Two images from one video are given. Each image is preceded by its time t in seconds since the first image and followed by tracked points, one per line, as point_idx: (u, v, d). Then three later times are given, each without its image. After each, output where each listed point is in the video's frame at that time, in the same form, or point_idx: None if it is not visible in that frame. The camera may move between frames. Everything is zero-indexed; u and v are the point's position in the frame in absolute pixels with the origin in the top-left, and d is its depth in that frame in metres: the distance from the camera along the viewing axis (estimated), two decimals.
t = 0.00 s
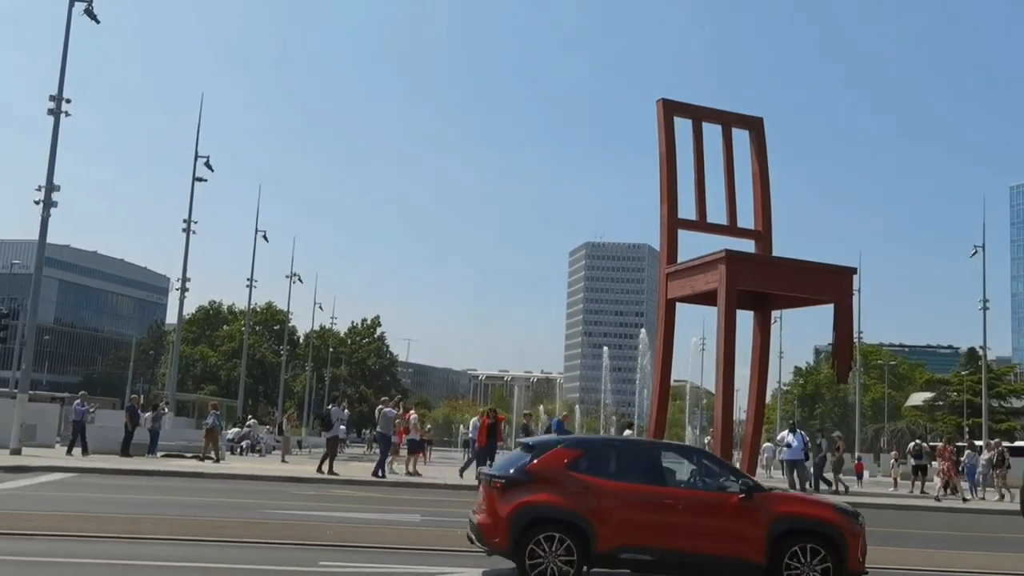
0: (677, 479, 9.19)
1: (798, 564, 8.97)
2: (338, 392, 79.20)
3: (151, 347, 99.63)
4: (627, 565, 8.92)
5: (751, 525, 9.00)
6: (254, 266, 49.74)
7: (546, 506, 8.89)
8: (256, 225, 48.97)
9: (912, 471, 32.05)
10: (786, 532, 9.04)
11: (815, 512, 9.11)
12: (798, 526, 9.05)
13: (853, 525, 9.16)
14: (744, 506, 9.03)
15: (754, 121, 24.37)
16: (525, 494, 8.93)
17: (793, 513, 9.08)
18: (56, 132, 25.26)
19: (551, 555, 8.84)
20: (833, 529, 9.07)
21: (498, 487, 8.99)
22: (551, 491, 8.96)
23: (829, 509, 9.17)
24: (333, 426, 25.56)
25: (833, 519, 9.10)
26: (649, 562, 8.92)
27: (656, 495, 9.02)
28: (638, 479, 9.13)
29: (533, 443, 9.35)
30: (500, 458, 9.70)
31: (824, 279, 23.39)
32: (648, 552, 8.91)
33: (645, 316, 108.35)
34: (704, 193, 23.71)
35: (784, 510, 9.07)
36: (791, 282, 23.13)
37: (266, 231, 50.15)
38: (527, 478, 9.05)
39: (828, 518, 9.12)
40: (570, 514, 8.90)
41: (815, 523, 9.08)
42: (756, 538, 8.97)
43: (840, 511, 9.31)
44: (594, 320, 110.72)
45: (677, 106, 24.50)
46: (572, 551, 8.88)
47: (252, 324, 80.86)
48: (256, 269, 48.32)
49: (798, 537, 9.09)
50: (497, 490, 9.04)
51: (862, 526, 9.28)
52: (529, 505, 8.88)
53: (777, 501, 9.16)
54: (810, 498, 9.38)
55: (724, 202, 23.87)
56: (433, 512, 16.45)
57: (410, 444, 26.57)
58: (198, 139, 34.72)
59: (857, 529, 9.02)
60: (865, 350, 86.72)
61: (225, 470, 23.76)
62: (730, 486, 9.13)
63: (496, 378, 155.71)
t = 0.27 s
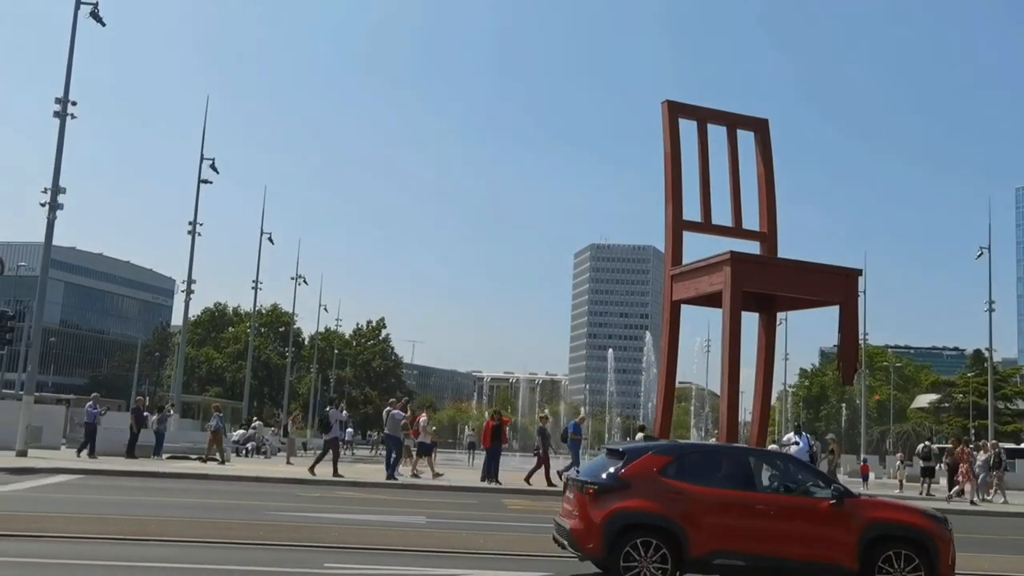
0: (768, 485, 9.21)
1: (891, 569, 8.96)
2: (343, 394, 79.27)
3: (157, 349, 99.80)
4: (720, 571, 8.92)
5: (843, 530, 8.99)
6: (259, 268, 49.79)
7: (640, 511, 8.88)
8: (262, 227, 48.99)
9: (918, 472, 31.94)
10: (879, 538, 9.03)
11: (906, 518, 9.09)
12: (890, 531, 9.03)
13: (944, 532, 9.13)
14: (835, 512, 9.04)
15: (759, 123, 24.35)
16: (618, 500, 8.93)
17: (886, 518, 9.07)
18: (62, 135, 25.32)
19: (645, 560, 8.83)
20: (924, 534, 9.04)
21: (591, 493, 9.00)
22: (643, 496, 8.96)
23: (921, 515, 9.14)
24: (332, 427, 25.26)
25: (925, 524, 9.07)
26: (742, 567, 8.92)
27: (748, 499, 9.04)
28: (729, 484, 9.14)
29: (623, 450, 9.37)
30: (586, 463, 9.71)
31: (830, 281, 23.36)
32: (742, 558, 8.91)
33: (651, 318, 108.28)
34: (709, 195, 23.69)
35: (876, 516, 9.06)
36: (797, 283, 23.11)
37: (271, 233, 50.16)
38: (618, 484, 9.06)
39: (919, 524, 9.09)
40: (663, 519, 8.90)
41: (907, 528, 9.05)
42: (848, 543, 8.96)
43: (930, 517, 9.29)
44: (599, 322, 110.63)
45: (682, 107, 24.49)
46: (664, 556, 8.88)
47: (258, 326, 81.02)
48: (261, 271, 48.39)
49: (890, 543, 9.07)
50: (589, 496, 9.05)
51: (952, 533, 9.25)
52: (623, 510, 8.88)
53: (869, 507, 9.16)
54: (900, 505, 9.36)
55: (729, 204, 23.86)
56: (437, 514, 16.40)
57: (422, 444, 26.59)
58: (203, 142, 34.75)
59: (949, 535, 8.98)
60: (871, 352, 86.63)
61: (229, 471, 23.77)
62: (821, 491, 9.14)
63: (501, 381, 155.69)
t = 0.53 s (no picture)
0: (844, 488, 9.32)
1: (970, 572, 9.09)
2: (344, 395, 79.23)
3: (158, 351, 99.81)
4: None
5: (922, 534, 9.11)
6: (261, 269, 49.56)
7: (722, 516, 8.94)
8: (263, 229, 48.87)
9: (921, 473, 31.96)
10: (958, 543, 9.13)
11: (985, 522, 9.19)
12: (970, 536, 9.13)
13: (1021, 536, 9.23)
14: (914, 516, 9.15)
15: (761, 124, 24.35)
16: (699, 505, 8.98)
17: (965, 523, 9.16)
18: (63, 136, 25.32)
19: (726, 564, 8.91)
20: (1004, 539, 9.13)
21: (670, 498, 9.07)
22: (724, 502, 9.02)
23: (1000, 520, 9.23)
24: (323, 429, 24.95)
25: (1004, 529, 9.15)
26: (823, 571, 9.03)
27: (827, 504, 9.14)
28: (807, 489, 9.22)
29: (701, 454, 9.40)
30: (660, 468, 9.74)
31: (831, 282, 23.34)
32: (823, 562, 9.02)
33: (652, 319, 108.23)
34: (711, 196, 23.70)
35: (955, 520, 9.16)
36: (798, 286, 23.11)
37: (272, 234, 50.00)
38: (698, 488, 9.11)
39: (998, 529, 9.18)
40: (745, 524, 8.97)
41: (986, 533, 9.15)
42: (928, 548, 9.08)
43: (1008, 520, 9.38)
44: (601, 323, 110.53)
45: (683, 108, 24.49)
46: (746, 560, 8.97)
47: (259, 327, 81.08)
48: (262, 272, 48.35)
49: (969, 548, 9.18)
50: (670, 501, 9.10)
51: None
52: (704, 515, 8.94)
53: (947, 511, 9.26)
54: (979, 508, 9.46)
55: (731, 204, 23.86)
56: (439, 515, 16.40)
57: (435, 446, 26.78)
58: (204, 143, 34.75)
59: None
60: (873, 352, 86.76)
61: (229, 472, 23.77)
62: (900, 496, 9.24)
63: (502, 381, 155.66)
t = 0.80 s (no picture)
0: (905, 489, 9.42)
1: None
2: (335, 395, 79.17)
3: (147, 350, 99.49)
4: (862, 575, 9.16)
5: (982, 533, 9.26)
6: (250, 268, 49.35)
7: (787, 519, 9.04)
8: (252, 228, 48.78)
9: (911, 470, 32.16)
10: (1017, 542, 9.30)
11: None
12: None
13: None
14: (973, 516, 9.30)
15: (750, 123, 24.44)
16: (764, 507, 9.05)
17: None
18: (51, 135, 25.22)
19: (792, 565, 9.00)
20: None
21: (735, 501, 9.11)
22: (787, 503, 9.10)
23: None
24: (309, 427, 24.93)
25: None
26: (884, 570, 9.18)
27: (888, 505, 9.24)
28: (870, 491, 9.32)
29: (762, 456, 9.44)
30: (717, 470, 9.77)
31: (820, 280, 23.46)
32: (885, 562, 9.16)
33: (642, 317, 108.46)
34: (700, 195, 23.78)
35: (1015, 520, 9.33)
36: (788, 284, 23.21)
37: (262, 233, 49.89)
38: (761, 490, 9.17)
39: None
40: (810, 525, 9.07)
41: None
42: (988, 548, 9.24)
43: None
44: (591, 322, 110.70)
45: (672, 107, 24.58)
46: (810, 561, 9.06)
47: (249, 326, 80.94)
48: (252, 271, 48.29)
49: None
50: (733, 503, 9.15)
51: None
52: (770, 517, 9.02)
53: (1005, 510, 9.42)
54: None
55: (720, 203, 23.95)
56: (430, 514, 16.42)
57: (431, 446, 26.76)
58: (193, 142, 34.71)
59: None
60: (861, 350, 87.26)
61: (220, 472, 23.75)
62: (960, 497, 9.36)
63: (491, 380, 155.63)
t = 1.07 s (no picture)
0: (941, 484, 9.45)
1: None
2: (305, 391, 78.73)
3: (114, 347, 98.46)
4: (898, 569, 9.24)
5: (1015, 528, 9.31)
6: (220, 263, 48.96)
7: (828, 514, 9.16)
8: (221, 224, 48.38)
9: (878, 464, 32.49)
10: None
11: None
12: None
13: None
14: (1007, 512, 9.34)
15: (720, 119, 24.57)
16: (803, 503, 9.18)
17: None
18: (14, 129, 24.88)
19: (831, 561, 9.13)
20: None
21: (774, 498, 9.24)
22: (825, 500, 9.20)
23: None
24: (276, 424, 24.80)
25: None
26: (921, 566, 9.25)
27: (924, 500, 9.30)
28: (903, 486, 9.36)
29: (799, 454, 9.56)
30: (754, 465, 9.90)
31: (789, 277, 23.63)
32: (921, 557, 9.21)
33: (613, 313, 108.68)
34: (670, 191, 23.88)
35: None
36: (757, 279, 23.36)
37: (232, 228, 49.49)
38: (799, 487, 9.29)
39: None
40: (848, 521, 9.17)
41: None
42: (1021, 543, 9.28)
43: None
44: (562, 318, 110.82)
45: (643, 103, 24.65)
46: (849, 557, 9.18)
47: (218, 322, 80.30)
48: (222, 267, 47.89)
49: None
50: (772, 499, 9.28)
51: None
52: (811, 513, 9.16)
53: None
54: None
55: (690, 200, 24.05)
56: (401, 510, 16.35)
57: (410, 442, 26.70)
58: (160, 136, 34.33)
59: None
60: (829, 345, 87.94)
61: (188, 469, 23.58)
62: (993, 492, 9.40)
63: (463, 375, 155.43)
